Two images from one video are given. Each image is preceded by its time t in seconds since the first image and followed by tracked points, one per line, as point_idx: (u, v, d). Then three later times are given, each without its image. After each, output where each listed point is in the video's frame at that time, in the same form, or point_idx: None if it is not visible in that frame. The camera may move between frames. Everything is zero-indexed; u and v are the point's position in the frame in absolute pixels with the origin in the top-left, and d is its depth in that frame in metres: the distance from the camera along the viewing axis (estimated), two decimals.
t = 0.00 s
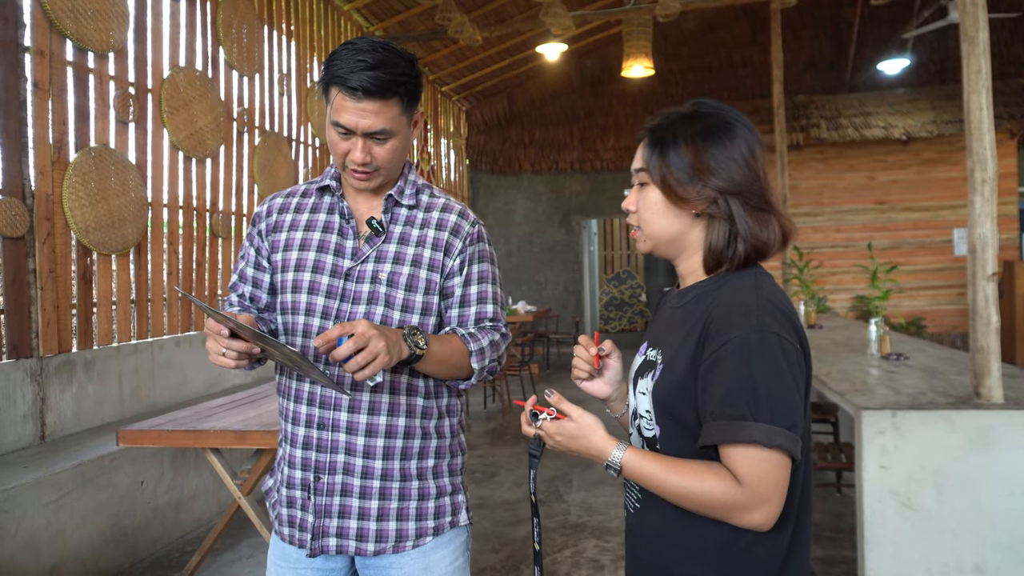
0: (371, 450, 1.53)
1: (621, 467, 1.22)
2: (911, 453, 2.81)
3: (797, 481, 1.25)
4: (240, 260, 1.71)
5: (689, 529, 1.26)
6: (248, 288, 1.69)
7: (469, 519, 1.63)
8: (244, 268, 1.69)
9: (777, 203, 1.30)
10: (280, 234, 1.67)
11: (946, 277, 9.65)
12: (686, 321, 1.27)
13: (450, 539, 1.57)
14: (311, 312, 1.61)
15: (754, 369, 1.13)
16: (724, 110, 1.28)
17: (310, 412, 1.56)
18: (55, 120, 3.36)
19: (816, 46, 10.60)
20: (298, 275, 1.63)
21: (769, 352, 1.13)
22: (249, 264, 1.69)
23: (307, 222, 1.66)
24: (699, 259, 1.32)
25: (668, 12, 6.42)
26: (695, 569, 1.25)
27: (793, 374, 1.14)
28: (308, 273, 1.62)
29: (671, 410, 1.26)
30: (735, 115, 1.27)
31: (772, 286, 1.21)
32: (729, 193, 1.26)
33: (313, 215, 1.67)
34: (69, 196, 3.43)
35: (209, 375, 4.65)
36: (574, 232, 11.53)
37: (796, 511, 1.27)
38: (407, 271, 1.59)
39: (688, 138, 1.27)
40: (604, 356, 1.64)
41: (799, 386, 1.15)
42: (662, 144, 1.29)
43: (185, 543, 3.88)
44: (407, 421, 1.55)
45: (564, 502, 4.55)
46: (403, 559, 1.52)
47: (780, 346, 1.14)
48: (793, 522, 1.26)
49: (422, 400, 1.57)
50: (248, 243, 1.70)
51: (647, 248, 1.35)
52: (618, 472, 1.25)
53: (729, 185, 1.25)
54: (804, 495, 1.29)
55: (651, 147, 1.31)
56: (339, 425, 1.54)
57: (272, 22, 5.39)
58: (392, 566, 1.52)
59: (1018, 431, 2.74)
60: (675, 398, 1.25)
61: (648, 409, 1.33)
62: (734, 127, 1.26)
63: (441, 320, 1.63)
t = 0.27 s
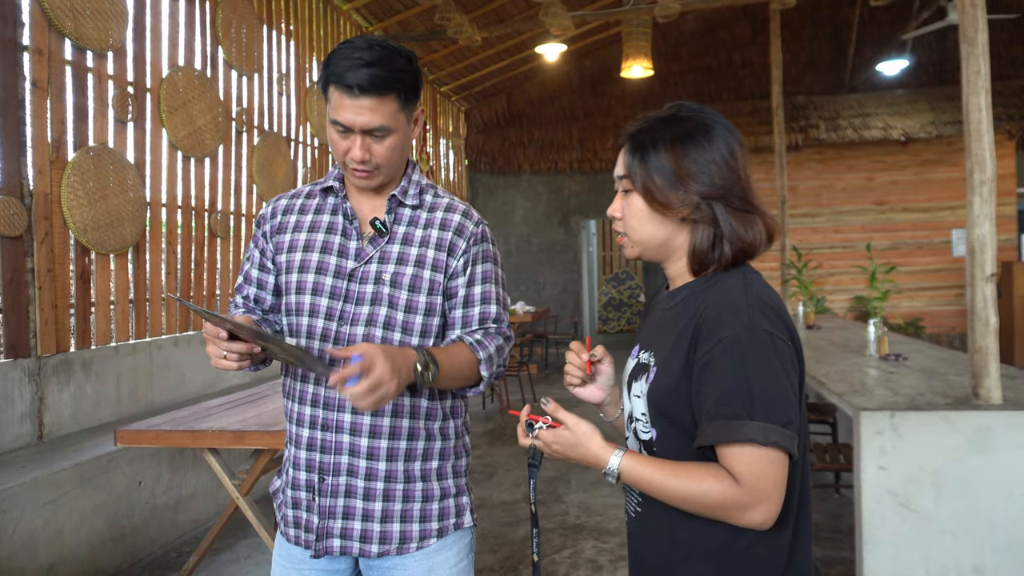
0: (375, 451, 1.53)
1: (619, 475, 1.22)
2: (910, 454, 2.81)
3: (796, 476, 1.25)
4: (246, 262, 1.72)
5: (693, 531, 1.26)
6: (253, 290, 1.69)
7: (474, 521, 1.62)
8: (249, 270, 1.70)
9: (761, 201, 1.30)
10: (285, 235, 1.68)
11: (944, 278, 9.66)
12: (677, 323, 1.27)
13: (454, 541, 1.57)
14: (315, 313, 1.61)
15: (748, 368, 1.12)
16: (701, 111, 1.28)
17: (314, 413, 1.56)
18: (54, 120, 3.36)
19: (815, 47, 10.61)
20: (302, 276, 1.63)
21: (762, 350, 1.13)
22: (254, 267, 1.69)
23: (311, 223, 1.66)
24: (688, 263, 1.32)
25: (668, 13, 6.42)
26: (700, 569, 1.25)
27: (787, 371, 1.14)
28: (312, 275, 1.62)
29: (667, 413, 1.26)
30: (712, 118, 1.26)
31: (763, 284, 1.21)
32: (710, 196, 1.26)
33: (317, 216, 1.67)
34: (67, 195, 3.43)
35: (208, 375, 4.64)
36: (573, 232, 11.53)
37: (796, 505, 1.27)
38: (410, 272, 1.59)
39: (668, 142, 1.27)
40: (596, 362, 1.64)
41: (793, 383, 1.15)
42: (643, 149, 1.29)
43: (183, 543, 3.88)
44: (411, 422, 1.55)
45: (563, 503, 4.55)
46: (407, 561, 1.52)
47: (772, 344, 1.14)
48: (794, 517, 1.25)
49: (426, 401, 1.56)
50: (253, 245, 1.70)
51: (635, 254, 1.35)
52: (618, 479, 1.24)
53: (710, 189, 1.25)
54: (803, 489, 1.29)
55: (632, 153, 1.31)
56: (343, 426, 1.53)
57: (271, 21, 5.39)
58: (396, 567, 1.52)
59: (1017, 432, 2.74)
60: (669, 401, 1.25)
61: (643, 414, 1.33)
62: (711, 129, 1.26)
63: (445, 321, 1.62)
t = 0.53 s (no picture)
0: (373, 452, 1.52)
1: (615, 488, 1.22)
2: (906, 456, 2.82)
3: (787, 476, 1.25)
4: (246, 263, 1.72)
5: (686, 535, 1.26)
6: (254, 291, 1.69)
7: (472, 524, 1.62)
8: (249, 272, 1.69)
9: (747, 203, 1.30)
10: (284, 236, 1.68)
11: (941, 280, 9.67)
12: (667, 327, 1.27)
13: (452, 544, 1.56)
14: (314, 314, 1.61)
15: (738, 371, 1.12)
16: (686, 113, 1.28)
17: (312, 414, 1.56)
18: (50, 120, 3.35)
19: (812, 49, 10.62)
20: (302, 277, 1.63)
21: (752, 353, 1.13)
22: (254, 268, 1.69)
23: (311, 224, 1.66)
24: (677, 266, 1.32)
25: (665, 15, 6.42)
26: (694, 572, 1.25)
27: (776, 373, 1.14)
28: (311, 275, 1.62)
29: (658, 416, 1.26)
30: (698, 119, 1.27)
31: (752, 286, 1.21)
32: (696, 199, 1.26)
33: (316, 218, 1.67)
34: (63, 196, 3.42)
35: (204, 376, 4.63)
36: (570, 234, 11.53)
37: (787, 505, 1.27)
38: (410, 273, 1.59)
39: (653, 144, 1.27)
40: (584, 364, 1.64)
41: (783, 384, 1.15)
42: (628, 153, 1.30)
43: (179, 545, 3.87)
44: (410, 423, 1.54)
45: (559, 505, 4.54)
46: (404, 564, 1.51)
47: (762, 346, 1.14)
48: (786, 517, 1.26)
49: (425, 404, 1.56)
50: (253, 247, 1.70)
51: (624, 258, 1.36)
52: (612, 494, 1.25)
53: (695, 193, 1.25)
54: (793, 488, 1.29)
55: (618, 156, 1.32)
56: (342, 427, 1.53)
57: (268, 22, 5.38)
58: (394, 571, 1.52)
59: (1012, 434, 2.75)
60: (660, 405, 1.25)
61: (635, 417, 1.33)
62: (697, 131, 1.26)
63: (445, 323, 1.62)
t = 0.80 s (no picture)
0: (373, 451, 1.52)
1: (614, 494, 1.22)
2: (904, 458, 2.82)
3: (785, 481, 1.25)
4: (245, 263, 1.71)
5: (682, 536, 1.25)
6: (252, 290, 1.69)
7: (471, 522, 1.62)
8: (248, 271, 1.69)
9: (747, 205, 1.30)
10: (283, 235, 1.67)
11: (938, 282, 9.69)
12: (667, 329, 1.27)
13: (451, 542, 1.56)
14: (314, 311, 1.61)
15: (739, 376, 1.12)
16: (687, 113, 1.28)
17: (312, 413, 1.55)
18: (48, 120, 3.35)
19: (811, 51, 10.63)
20: (301, 276, 1.63)
21: (753, 359, 1.13)
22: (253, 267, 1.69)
23: (309, 223, 1.66)
24: (675, 267, 1.33)
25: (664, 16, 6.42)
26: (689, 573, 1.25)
27: (777, 378, 1.14)
28: (311, 274, 1.62)
29: (656, 418, 1.26)
30: (700, 120, 1.26)
31: (752, 291, 1.21)
32: (695, 200, 1.26)
33: (315, 217, 1.66)
34: (61, 196, 3.42)
35: (202, 376, 4.63)
36: (569, 234, 11.52)
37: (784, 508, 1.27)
38: (409, 270, 1.59)
39: (653, 144, 1.27)
40: (577, 353, 1.65)
41: (783, 390, 1.15)
42: (628, 151, 1.30)
43: (176, 545, 3.86)
44: (409, 421, 1.54)
45: (557, 506, 4.55)
46: (404, 563, 1.51)
47: (763, 351, 1.13)
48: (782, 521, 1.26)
49: (425, 402, 1.56)
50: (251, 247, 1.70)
51: (623, 257, 1.36)
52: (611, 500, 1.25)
53: (694, 194, 1.25)
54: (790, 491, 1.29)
55: (618, 155, 1.32)
56: (342, 425, 1.53)
57: (267, 23, 5.38)
58: (393, 570, 1.52)
59: (1010, 436, 2.75)
60: (659, 407, 1.25)
61: (633, 418, 1.33)
62: (698, 132, 1.26)
63: (444, 320, 1.62)
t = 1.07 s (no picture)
0: (372, 450, 1.52)
1: (621, 494, 1.23)
2: (904, 458, 2.82)
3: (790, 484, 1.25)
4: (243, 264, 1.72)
5: (681, 536, 1.25)
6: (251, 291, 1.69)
7: (469, 521, 1.62)
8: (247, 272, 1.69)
9: (756, 206, 1.30)
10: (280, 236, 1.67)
11: (938, 282, 9.69)
12: (677, 330, 1.27)
13: (449, 542, 1.57)
14: (312, 311, 1.61)
15: (751, 380, 1.12)
16: (698, 112, 1.28)
17: (310, 413, 1.55)
18: (48, 120, 3.35)
19: (811, 51, 10.63)
20: (299, 276, 1.63)
21: (765, 363, 1.13)
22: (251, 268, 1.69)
23: (307, 224, 1.66)
24: (682, 266, 1.33)
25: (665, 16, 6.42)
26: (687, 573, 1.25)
27: (788, 382, 1.14)
28: (309, 274, 1.62)
29: (663, 419, 1.26)
30: (710, 119, 1.26)
31: (764, 294, 1.21)
32: (704, 201, 1.26)
33: (313, 217, 1.66)
34: (62, 196, 3.41)
35: (203, 376, 4.63)
36: (570, 234, 11.52)
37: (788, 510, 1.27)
38: (407, 270, 1.59)
39: (662, 142, 1.27)
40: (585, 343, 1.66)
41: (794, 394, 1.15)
42: (635, 150, 1.30)
43: (177, 545, 3.86)
44: (408, 421, 1.55)
45: (557, 506, 4.55)
46: (402, 562, 1.51)
47: (775, 355, 1.14)
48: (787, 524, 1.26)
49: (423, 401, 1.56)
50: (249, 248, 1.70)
51: (630, 256, 1.36)
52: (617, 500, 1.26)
53: (702, 194, 1.25)
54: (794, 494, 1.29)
55: (625, 154, 1.32)
56: (341, 425, 1.53)
57: (268, 23, 5.38)
58: (391, 569, 1.52)
59: (1010, 436, 2.75)
60: (668, 408, 1.24)
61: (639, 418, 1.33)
62: (708, 131, 1.26)
63: (443, 320, 1.62)
